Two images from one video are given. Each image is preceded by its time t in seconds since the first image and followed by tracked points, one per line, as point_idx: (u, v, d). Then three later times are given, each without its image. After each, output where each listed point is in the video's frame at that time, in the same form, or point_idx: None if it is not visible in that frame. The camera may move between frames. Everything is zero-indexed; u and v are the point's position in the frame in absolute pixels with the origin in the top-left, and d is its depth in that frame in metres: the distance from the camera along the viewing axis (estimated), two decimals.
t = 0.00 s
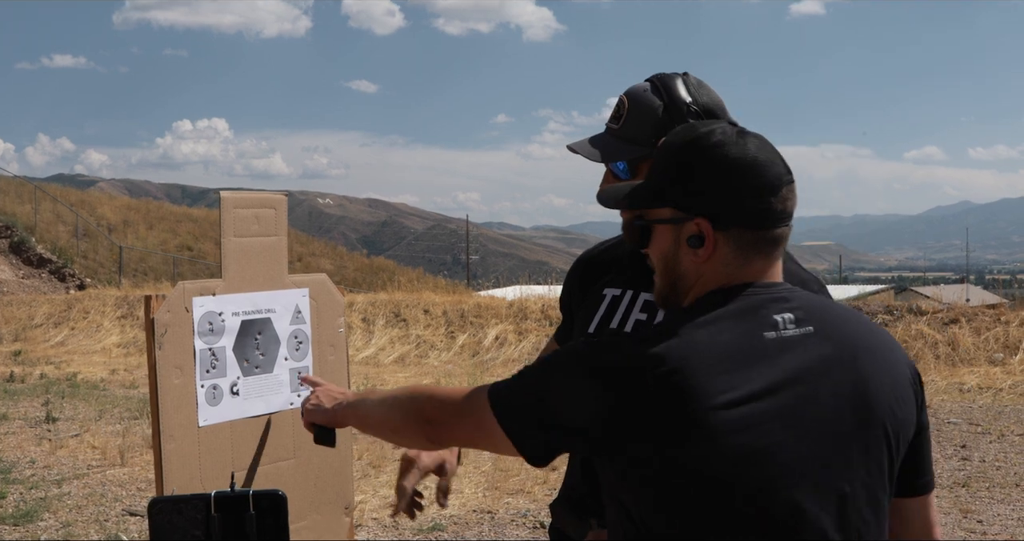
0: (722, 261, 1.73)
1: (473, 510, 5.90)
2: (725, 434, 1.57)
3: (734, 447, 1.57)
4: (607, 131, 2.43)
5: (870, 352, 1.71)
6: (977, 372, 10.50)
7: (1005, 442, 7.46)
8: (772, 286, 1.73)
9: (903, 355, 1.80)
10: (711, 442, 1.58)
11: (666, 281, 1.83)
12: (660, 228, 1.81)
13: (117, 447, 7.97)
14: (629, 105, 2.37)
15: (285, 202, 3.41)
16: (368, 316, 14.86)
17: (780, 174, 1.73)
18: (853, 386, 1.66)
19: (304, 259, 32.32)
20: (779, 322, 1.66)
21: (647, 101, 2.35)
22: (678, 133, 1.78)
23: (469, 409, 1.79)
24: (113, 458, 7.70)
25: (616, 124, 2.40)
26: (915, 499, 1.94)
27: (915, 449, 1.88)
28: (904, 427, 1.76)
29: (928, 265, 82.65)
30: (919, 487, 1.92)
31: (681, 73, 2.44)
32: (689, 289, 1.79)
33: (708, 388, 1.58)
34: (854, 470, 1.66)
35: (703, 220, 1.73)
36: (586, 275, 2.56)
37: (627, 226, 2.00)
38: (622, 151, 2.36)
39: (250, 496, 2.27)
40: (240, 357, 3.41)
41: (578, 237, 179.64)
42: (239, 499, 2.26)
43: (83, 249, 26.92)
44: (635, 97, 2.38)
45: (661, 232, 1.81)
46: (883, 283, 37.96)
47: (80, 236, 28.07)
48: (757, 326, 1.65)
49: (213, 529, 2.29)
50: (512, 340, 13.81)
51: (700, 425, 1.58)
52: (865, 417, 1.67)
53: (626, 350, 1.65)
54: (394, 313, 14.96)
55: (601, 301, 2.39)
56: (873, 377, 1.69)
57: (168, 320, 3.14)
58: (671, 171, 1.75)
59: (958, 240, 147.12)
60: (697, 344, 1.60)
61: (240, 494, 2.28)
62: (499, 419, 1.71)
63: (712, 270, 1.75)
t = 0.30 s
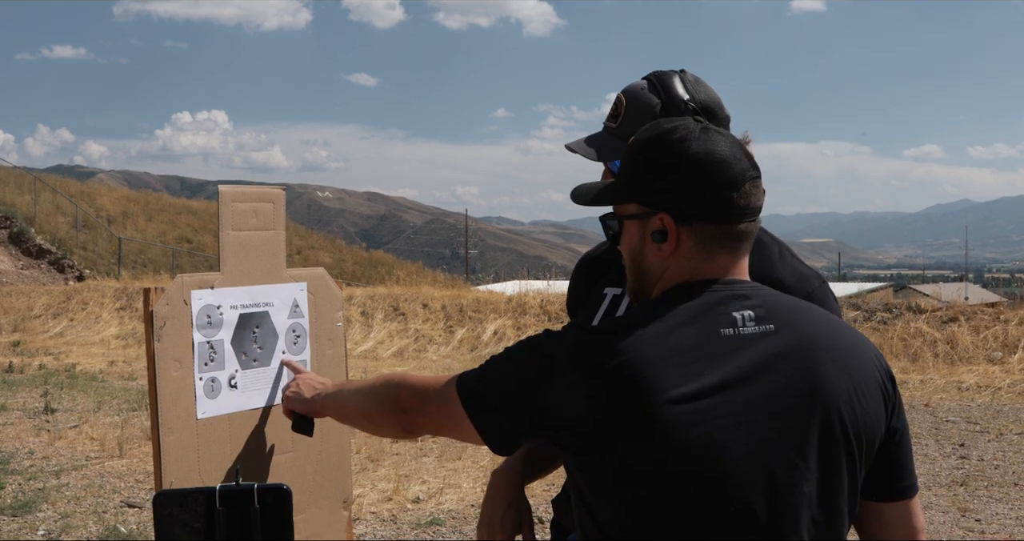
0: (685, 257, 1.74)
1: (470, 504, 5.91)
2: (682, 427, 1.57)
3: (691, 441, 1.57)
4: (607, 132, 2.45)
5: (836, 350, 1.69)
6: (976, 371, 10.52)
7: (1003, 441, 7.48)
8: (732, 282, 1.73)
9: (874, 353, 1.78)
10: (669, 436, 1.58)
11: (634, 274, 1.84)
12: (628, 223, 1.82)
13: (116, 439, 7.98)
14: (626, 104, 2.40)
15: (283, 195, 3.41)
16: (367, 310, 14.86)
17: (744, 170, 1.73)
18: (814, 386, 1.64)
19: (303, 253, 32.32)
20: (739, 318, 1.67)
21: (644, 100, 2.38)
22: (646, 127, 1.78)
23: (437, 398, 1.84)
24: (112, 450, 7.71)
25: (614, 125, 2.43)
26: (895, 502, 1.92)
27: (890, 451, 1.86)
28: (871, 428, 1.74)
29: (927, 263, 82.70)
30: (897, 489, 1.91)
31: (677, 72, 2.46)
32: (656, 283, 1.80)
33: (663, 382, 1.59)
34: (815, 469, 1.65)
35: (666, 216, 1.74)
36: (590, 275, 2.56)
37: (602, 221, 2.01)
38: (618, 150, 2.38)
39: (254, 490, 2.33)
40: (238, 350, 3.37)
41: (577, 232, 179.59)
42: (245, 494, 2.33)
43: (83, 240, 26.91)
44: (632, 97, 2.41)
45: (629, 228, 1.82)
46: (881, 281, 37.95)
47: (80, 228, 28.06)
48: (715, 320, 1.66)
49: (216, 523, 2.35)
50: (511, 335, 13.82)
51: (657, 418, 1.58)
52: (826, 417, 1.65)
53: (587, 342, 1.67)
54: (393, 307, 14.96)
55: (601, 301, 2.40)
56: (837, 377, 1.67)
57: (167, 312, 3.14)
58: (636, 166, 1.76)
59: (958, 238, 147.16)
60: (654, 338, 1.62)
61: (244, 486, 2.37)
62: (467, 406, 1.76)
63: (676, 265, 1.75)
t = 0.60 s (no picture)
0: (690, 253, 1.74)
1: (471, 501, 5.92)
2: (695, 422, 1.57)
3: (705, 435, 1.57)
4: (592, 133, 2.40)
5: (843, 344, 1.70)
6: (977, 369, 10.52)
7: (1004, 439, 7.48)
8: (740, 277, 1.73)
9: (879, 346, 1.79)
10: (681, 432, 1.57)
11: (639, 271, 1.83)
12: (633, 219, 1.82)
13: (117, 435, 7.99)
14: (610, 104, 2.35)
15: (288, 191, 3.41)
16: (368, 307, 14.86)
17: (749, 168, 1.73)
18: (823, 378, 1.65)
19: (304, 249, 32.32)
20: (751, 312, 1.68)
21: (627, 98, 2.33)
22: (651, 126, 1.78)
23: (445, 404, 1.83)
24: (114, 446, 7.72)
25: (599, 124, 2.38)
26: (900, 493, 1.93)
27: (897, 443, 1.87)
28: (879, 420, 1.75)
29: (927, 261, 82.66)
30: (902, 481, 1.92)
31: (656, 69, 2.44)
32: (662, 280, 1.79)
33: (676, 377, 1.59)
34: (827, 462, 1.66)
35: (671, 212, 1.74)
36: (589, 271, 2.51)
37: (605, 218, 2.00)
38: (606, 150, 2.34)
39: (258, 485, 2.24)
40: (244, 345, 3.38)
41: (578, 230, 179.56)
42: (248, 489, 2.24)
43: (84, 237, 26.92)
44: (616, 96, 2.36)
45: (634, 223, 1.82)
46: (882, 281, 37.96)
47: (80, 224, 28.06)
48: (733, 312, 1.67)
49: (220, 517, 2.26)
50: (512, 333, 13.82)
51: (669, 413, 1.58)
52: (836, 409, 1.66)
53: (597, 338, 1.66)
54: (394, 304, 14.96)
55: (599, 296, 2.41)
56: (846, 369, 1.68)
57: (172, 308, 3.15)
58: (639, 165, 1.76)
59: (958, 237, 147.09)
60: (666, 333, 1.62)
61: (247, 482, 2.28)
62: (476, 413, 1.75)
63: (681, 261, 1.75)
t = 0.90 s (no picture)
0: (777, 256, 1.61)
1: (472, 499, 5.91)
2: (792, 444, 1.45)
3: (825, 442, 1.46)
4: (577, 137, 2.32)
5: (918, 341, 1.66)
6: (978, 366, 10.51)
7: (1006, 436, 7.47)
8: (821, 280, 1.62)
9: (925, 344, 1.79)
10: (777, 460, 1.45)
11: (715, 274, 1.70)
12: (712, 218, 1.67)
13: (118, 434, 7.99)
14: (592, 107, 2.28)
15: (288, 189, 3.38)
16: (370, 304, 14.85)
17: (836, 168, 1.62)
18: (909, 376, 1.60)
19: (305, 248, 32.34)
20: (828, 315, 1.56)
21: (609, 100, 2.25)
22: (735, 121, 1.64)
23: None
24: (115, 444, 7.72)
25: (584, 128, 2.29)
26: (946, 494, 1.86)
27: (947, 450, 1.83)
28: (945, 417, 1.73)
29: (929, 258, 82.58)
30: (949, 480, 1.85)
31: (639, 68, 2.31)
32: (743, 284, 1.66)
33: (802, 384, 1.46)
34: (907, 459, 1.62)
35: (757, 211, 1.60)
36: (586, 270, 2.44)
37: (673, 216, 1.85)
38: (593, 152, 2.24)
39: (263, 483, 2.10)
40: (243, 343, 3.43)
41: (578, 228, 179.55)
42: (250, 486, 2.10)
43: (85, 235, 26.94)
44: (598, 99, 2.28)
45: (712, 222, 1.67)
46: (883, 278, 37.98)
47: (82, 222, 28.09)
48: (813, 319, 1.54)
49: (221, 516, 2.12)
50: (513, 331, 13.83)
51: (781, 429, 1.45)
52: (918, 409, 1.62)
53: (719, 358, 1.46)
54: (395, 302, 14.95)
55: (594, 297, 2.29)
56: (925, 366, 1.63)
57: (171, 306, 3.14)
58: (725, 161, 1.62)
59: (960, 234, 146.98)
60: (773, 333, 1.49)
61: (252, 479, 2.16)
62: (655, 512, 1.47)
63: (765, 264, 1.62)
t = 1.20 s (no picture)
0: (888, 256, 1.59)
1: (474, 497, 5.92)
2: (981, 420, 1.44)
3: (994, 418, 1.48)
4: (577, 132, 2.30)
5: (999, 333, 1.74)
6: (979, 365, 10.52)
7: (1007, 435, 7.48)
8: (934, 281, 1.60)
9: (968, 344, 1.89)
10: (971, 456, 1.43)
11: (820, 276, 1.67)
12: (817, 219, 1.64)
13: (120, 432, 8.00)
14: (594, 102, 2.26)
15: (295, 186, 3.37)
16: (371, 303, 14.85)
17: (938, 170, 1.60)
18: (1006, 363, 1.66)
19: (305, 247, 32.34)
20: (958, 305, 1.54)
21: (611, 95, 2.23)
22: (837, 121, 1.62)
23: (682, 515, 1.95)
24: (116, 443, 7.73)
25: (585, 124, 2.28)
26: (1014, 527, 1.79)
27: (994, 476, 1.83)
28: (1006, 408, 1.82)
29: (929, 257, 82.57)
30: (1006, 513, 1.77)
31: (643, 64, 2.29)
32: (851, 285, 1.64)
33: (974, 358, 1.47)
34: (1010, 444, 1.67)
35: (868, 210, 1.57)
36: (586, 267, 2.45)
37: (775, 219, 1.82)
38: (594, 148, 2.22)
39: (262, 480, 2.12)
40: (249, 341, 3.45)
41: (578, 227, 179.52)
42: (251, 483, 2.11)
43: (85, 234, 26.96)
44: (600, 94, 2.26)
45: (817, 223, 1.64)
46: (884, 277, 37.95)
47: (82, 221, 28.10)
48: (948, 305, 1.53)
49: (223, 515, 2.13)
50: (514, 329, 13.84)
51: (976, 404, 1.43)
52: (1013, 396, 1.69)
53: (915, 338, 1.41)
54: (396, 301, 14.95)
55: (595, 294, 2.32)
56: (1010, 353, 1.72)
57: (178, 304, 3.15)
58: (833, 160, 1.60)
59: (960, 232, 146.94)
60: (940, 315, 1.48)
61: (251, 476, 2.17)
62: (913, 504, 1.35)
63: (877, 264, 1.60)
